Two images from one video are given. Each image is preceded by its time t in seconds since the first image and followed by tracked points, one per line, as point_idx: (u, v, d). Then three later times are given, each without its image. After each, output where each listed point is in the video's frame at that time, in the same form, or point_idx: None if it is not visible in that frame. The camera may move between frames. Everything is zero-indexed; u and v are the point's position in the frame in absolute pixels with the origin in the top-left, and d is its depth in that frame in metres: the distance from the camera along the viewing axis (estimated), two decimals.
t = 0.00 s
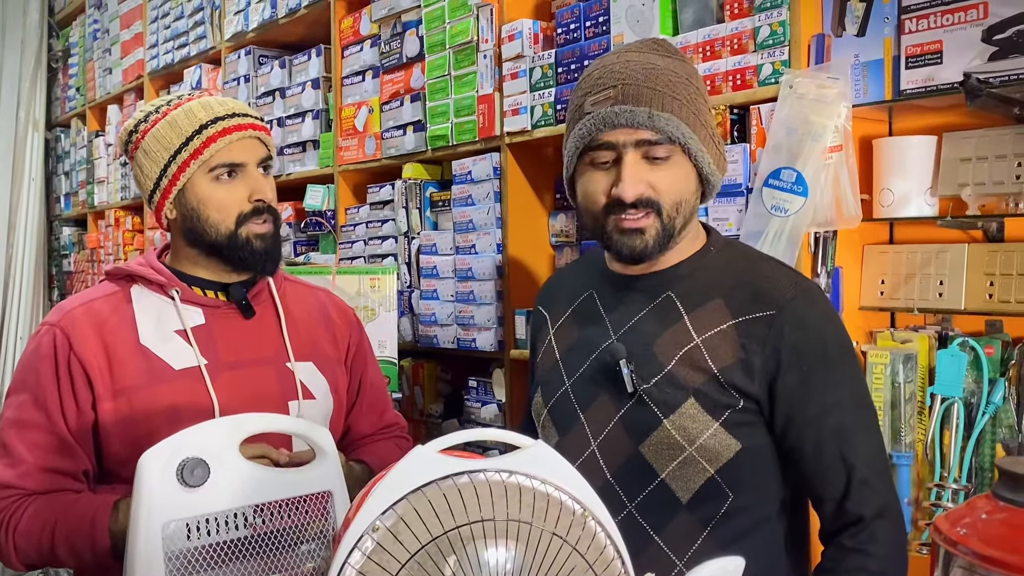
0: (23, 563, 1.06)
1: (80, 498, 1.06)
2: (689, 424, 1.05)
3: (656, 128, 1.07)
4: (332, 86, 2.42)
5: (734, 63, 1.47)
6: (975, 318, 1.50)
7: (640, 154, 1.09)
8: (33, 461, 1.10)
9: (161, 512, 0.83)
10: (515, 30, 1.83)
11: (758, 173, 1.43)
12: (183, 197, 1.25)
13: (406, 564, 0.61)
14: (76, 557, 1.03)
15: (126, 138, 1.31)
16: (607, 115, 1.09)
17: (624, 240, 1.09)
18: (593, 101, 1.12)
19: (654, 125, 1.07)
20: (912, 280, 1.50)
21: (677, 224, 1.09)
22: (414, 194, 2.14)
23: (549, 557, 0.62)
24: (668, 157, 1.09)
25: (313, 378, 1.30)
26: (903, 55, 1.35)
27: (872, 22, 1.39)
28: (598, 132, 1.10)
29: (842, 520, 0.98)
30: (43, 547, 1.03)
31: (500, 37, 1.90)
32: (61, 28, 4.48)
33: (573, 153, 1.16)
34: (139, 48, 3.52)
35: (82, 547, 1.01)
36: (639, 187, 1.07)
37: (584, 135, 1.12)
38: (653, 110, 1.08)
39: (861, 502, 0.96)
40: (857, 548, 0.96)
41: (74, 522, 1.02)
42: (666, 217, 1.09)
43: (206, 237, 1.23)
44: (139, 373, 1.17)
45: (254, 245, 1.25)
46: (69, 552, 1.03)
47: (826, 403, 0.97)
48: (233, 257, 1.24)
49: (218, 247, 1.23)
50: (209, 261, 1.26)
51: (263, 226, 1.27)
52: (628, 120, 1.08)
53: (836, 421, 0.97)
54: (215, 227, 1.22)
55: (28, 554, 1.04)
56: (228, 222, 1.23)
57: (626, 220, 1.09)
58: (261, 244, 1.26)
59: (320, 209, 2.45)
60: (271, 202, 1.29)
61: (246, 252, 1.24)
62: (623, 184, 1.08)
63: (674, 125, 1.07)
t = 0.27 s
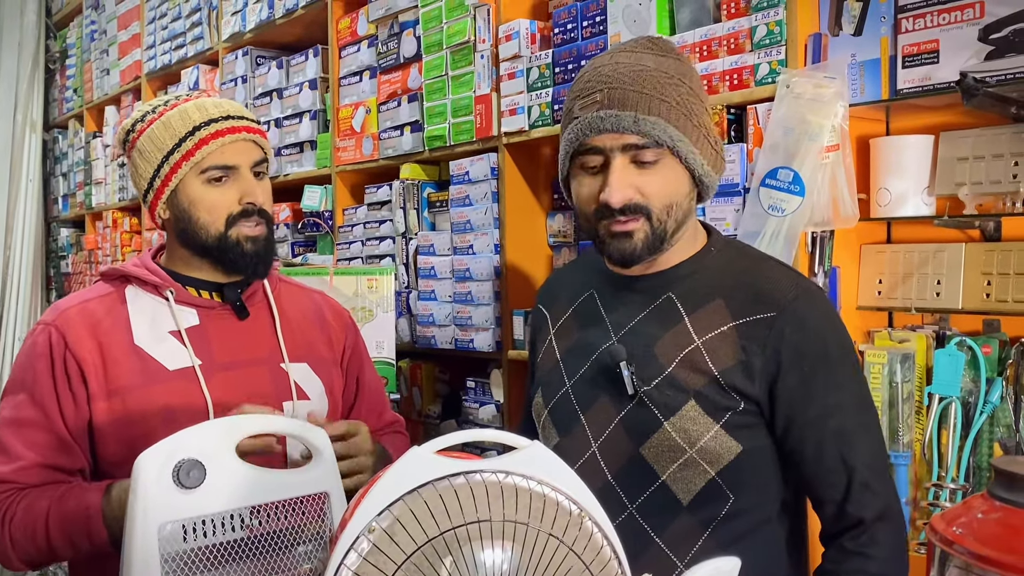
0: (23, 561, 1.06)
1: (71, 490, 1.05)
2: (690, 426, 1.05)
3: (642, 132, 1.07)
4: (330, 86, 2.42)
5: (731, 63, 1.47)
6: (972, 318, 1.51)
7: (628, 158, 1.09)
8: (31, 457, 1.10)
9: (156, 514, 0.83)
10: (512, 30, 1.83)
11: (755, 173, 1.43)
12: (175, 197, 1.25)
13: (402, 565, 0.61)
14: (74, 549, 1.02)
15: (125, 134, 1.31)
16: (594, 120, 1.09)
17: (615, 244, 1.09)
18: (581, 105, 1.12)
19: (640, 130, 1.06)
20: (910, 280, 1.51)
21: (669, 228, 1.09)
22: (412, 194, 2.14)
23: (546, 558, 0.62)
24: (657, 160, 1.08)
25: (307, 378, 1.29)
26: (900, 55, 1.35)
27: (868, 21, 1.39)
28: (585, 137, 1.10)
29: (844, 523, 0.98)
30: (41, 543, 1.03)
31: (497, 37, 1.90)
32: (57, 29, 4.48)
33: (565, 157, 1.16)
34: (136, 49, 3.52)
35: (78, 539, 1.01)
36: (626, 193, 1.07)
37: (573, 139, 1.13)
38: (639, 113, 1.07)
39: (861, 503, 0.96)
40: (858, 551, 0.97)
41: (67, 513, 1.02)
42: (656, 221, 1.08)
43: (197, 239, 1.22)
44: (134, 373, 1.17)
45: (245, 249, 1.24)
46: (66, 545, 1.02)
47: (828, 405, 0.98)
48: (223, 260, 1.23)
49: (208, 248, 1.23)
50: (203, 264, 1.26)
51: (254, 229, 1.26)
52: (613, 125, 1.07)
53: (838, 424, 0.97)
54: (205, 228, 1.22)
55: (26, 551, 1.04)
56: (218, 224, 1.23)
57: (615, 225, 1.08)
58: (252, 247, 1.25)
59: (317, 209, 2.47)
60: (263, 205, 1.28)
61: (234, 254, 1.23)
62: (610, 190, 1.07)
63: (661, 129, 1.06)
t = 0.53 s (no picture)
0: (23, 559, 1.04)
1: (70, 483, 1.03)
2: (691, 427, 1.04)
3: (615, 133, 1.06)
4: (327, 85, 2.41)
5: (729, 61, 1.46)
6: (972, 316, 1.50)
7: (607, 160, 1.08)
8: (30, 453, 1.08)
9: (152, 514, 0.82)
10: (509, 29, 1.83)
11: (753, 171, 1.43)
12: (169, 196, 1.24)
13: (399, 565, 0.60)
14: (75, 544, 1.01)
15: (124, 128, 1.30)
16: (569, 124, 1.10)
17: (601, 245, 1.09)
18: (561, 109, 1.14)
19: (612, 131, 1.06)
20: (908, 278, 1.51)
21: (654, 230, 1.08)
22: (411, 193, 2.14)
23: (543, 558, 0.62)
24: (635, 161, 1.07)
25: (302, 376, 1.30)
26: (898, 52, 1.35)
27: (867, 19, 1.38)
28: (562, 141, 1.11)
29: (845, 524, 0.98)
30: (41, 540, 1.02)
31: (495, 36, 1.89)
32: (55, 29, 4.47)
33: (554, 161, 1.17)
34: (134, 49, 3.51)
35: (80, 533, 1.00)
36: (603, 195, 1.06)
37: (556, 144, 1.14)
38: (611, 115, 1.07)
39: (862, 504, 0.96)
40: (859, 552, 0.96)
41: (67, 506, 1.00)
42: (638, 223, 1.07)
43: (190, 237, 1.22)
44: (129, 372, 1.17)
45: (239, 245, 1.24)
46: (68, 540, 1.01)
47: (830, 406, 0.97)
48: (216, 258, 1.23)
49: (201, 247, 1.23)
50: (196, 262, 1.26)
51: (248, 227, 1.26)
52: (586, 129, 1.08)
53: (841, 425, 0.97)
54: (198, 226, 1.22)
55: (26, 549, 1.02)
56: (212, 222, 1.23)
57: (597, 227, 1.08)
58: (246, 246, 1.25)
59: (315, 208, 2.44)
60: (257, 203, 1.28)
61: (229, 253, 1.23)
62: (585, 192, 1.07)
63: (633, 129, 1.05)
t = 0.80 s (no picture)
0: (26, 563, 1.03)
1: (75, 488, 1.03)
2: (689, 426, 1.04)
3: (592, 128, 1.07)
4: (325, 84, 2.40)
5: (728, 59, 1.45)
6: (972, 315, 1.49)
7: (587, 155, 1.09)
8: (29, 457, 1.07)
9: (148, 513, 0.82)
10: (508, 26, 1.82)
11: (753, 169, 1.42)
12: (169, 195, 1.23)
13: (396, 564, 0.60)
14: (81, 550, 1.00)
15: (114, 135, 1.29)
16: (550, 119, 1.12)
17: (584, 241, 1.10)
18: (547, 107, 1.16)
19: (587, 126, 1.07)
20: (908, 276, 1.50)
21: (634, 226, 1.07)
22: (409, 192, 2.13)
23: (542, 558, 0.61)
24: (614, 156, 1.07)
25: (298, 374, 1.30)
26: (898, 50, 1.34)
27: (866, 16, 1.38)
28: (544, 137, 1.13)
29: (845, 522, 0.98)
30: (46, 544, 1.01)
31: (493, 33, 1.88)
32: (52, 27, 4.46)
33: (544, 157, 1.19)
34: (131, 47, 3.50)
35: (87, 538, 0.99)
36: (581, 189, 1.07)
37: (542, 140, 1.16)
38: (588, 109, 1.08)
39: (862, 502, 0.96)
40: (859, 551, 0.96)
41: (73, 512, 0.99)
42: (618, 218, 1.07)
43: (191, 236, 1.22)
44: (127, 371, 1.16)
45: (241, 245, 1.24)
46: (72, 546, 1.00)
47: (828, 403, 0.97)
48: (218, 256, 1.23)
49: (203, 245, 1.22)
50: (192, 261, 1.26)
51: (248, 225, 1.26)
52: (564, 124, 1.09)
53: (840, 422, 0.96)
54: (200, 225, 1.21)
55: (30, 553, 1.02)
56: (214, 221, 1.22)
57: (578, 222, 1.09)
58: (247, 244, 1.25)
59: (313, 208, 2.41)
60: (257, 201, 1.28)
61: (231, 252, 1.23)
62: (563, 187, 1.08)
63: (608, 124, 1.05)
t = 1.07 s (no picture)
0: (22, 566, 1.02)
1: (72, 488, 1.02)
2: (686, 421, 1.03)
3: (586, 120, 1.08)
4: (324, 83, 2.40)
5: (728, 56, 1.45)
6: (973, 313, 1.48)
7: (581, 148, 1.09)
8: (25, 459, 1.06)
9: (147, 513, 0.81)
10: (508, 24, 1.82)
11: (753, 167, 1.41)
12: (163, 192, 1.23)
13: (395, 565, 0.59)
14: (79, 550, 0.99)
15: (106, 131, 1.28)
16: (546, 113, 1.13)
17: (579, 234, 1.10)
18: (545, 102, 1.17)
19: (581, 118, 1.08)
20: (910, 275, 1.49)
21: (628, 219, 1.07)
22: (407, 191, 2.13)
23: (541, 558, 0.61)
24: (608, 148, 1.08)
25: (291, 373, 1.30)
26: (899, 47, 1.34)
27: (867, 14, 1.37)
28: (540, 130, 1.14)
29: (844, 518, 0.97)
30: (44, 547, 1.00)
31: (492, 32, 1.88)
32: (51, 28, 4.45)
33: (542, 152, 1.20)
34: (130, 47, 3.49)
35: (84, 534, 0.98)
36: (575, 182, 1.08)
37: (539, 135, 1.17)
38: (581, 102, 1.08)
39: (862, 498, 0.95)
40: (858, 547, 0.95)
41: (71, 512, 0.98)
42: (611, 211, 1.07)
43: (186, 234, 1.21)
44: (121, 371, 1.15)
45: (235, 241, 1.24)
46: (70, 546, 0.99)
47: (826, 398, 0.96)
48: (213, 254, 1.23)
49: (198, 243, 1.22)
50: (187, 259, 1.25)
51: (243, 223, 1.26)
52: (559, 117, 1.10)
53: (839, 416, 0.96)
54: (195, 223, 1.21)
55: (27, 555, 1.01)
56: (209, 218, 1.22)
57: (574, 215, 1.10)
58: (242, 241, 1.25)
59: (312, 207, 2.42)
60: (252, 198, 1.28)
61: (226, 248, 1.23)
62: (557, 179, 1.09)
63: (601, 116, 1.06)
